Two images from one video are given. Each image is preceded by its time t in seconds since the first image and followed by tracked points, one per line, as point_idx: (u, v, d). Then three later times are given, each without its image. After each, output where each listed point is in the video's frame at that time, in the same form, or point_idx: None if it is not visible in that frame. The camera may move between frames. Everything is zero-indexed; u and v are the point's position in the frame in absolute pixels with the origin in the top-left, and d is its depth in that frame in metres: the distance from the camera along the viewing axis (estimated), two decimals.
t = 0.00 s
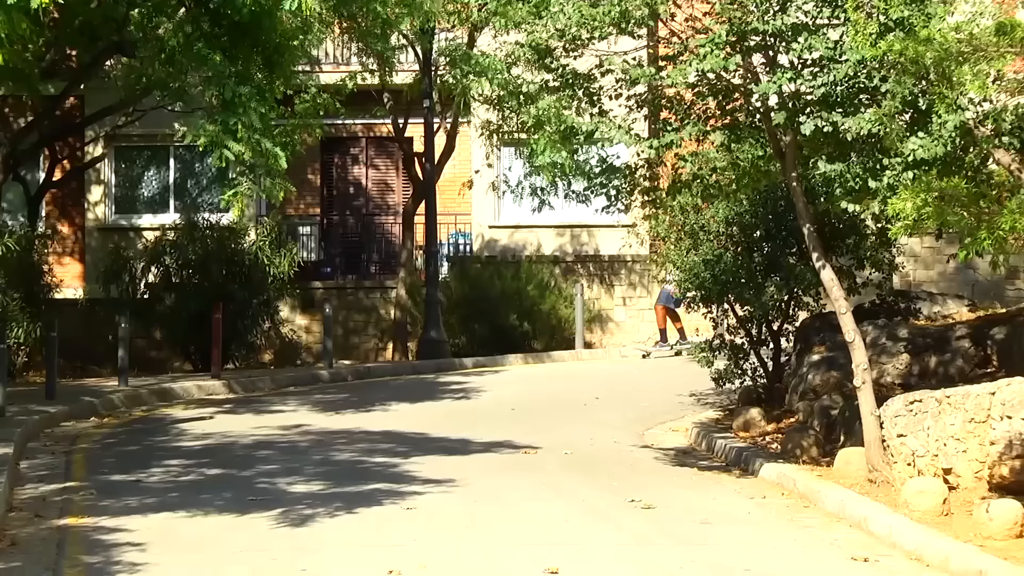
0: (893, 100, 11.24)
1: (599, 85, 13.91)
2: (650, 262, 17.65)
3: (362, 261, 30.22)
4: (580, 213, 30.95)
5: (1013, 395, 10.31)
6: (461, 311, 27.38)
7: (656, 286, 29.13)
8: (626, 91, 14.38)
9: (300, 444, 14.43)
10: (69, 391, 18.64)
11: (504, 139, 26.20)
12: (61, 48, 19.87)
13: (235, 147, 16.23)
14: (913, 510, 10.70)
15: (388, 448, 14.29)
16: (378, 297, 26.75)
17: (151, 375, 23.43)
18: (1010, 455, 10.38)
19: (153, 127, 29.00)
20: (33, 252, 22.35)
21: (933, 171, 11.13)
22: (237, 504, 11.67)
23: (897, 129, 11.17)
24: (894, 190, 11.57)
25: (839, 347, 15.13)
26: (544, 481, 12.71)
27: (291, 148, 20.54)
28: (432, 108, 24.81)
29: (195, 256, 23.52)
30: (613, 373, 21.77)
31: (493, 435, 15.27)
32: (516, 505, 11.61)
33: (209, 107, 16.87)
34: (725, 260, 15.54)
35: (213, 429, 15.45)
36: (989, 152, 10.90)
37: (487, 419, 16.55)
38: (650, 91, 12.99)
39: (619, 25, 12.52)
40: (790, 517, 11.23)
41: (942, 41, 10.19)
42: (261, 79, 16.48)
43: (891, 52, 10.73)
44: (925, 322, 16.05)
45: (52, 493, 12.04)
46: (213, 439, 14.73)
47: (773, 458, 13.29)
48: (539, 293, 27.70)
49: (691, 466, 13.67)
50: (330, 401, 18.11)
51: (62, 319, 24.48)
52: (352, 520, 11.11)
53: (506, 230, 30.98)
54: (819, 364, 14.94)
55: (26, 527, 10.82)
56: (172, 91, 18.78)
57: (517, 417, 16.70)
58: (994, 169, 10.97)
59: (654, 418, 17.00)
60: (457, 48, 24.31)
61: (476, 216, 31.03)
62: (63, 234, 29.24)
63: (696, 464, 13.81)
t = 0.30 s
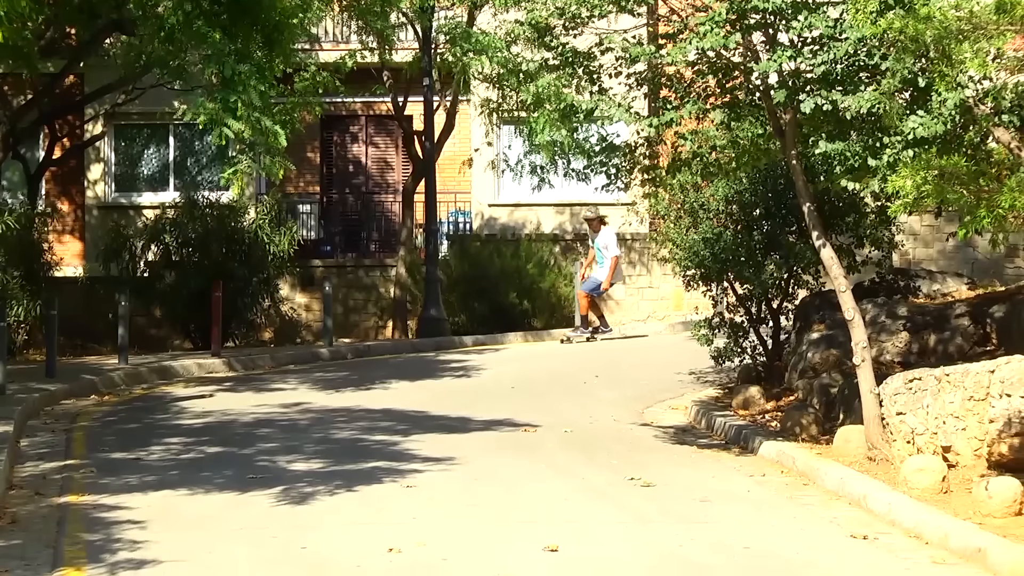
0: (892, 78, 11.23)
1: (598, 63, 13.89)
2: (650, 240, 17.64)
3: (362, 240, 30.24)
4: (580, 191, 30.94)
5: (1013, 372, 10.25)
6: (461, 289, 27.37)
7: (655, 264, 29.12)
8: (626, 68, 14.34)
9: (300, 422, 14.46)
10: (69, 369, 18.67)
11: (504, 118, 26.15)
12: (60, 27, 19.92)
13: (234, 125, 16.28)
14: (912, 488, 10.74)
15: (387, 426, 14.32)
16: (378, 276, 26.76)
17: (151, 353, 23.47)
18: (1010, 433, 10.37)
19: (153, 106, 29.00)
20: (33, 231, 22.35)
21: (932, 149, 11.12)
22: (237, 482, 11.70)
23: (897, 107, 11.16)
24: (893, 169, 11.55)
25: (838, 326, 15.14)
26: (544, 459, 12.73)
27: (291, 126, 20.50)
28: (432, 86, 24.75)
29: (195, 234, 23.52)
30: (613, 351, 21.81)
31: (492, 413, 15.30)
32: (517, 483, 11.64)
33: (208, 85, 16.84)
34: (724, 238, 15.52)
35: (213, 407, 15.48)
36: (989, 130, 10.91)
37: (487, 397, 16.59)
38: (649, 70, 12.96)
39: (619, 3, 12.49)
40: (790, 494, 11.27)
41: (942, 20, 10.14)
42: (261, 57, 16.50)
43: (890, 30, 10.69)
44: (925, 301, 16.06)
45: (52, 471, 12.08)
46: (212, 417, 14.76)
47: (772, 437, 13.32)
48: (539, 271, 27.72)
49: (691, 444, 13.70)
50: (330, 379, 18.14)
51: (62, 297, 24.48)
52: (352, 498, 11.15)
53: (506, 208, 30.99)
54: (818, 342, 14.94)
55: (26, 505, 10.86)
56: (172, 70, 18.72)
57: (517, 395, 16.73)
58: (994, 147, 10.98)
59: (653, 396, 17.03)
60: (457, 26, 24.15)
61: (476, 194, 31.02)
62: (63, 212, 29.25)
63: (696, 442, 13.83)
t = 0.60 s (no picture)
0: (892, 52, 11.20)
1: (598, 38, 13.85)
2: (650, 215, 17.61)
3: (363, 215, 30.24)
4: (580, 166, 30.92)
5: (1012, 347, 10.29)
6: (460, 264, 27.31)
7: (655, 240, 29.13)
8: (627, 43, 14.29)
9: (300, 397, 14.47)
10: (68, 344, 18.68)
11: (504, 93, 26.08)
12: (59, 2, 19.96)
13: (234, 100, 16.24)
14: (912, 462, 10.77)
15: (387, 401, 14.34)
16: (378, 251, 26.73)
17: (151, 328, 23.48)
18: (1010, 408, 10.40)
19: (153, 80, 28.96)
20: (33, 205, 22.32)
21: (933, 124, 11.10)
22: (236, 456, 11.73)
23: (897, 82, 11.14)
24: (894, 143, 11.53)
25: (838, 301, 15.14)
26: (544, 434, 12.75)
27: (291, 101, 20.43)
28: (432, 61, 24.67)
29: (195, 209, 23.50)
30: (613, 325, 21.83)
31: (492, 388, 15.33)
32: (517, 458, 11.67)
33: (208, 60, 16.79)
34: (724, 213, 15.51)
35: (213, 382, 15.50)
36: (989, 104, 10.89)
37: (487, 372, 16.62)
38: (649, 44, 12.91)
39: None
40: (789, 469, 11.30)
41: None
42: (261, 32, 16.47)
43: (890, 6, 10.65)
44: (925, 276, 16.07)
45: (52, 446, 12.10)
46: (212, 392, 14.78)
47: (772, 411, 13.33)
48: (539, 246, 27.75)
49: (690, 419, 13.72)
50: (329, 354, 18.16)
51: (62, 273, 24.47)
52: (352, 473, 11.18)
53: (506, 182, 30.96)
54: (818, 317, 14.93)
55: (25, 480, 10.89)
56: (171, 45, 18.65)
57: (517, 370, 16.77)
58: (994, 122, 10.97)
59: (653, 370, 17.06)
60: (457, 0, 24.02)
61: (476, 169, 30.97)
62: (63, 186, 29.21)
63: (696, 417, 13.84)
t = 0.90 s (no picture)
0: (893, 30, 11.17)
1: (597, 15, 13.82)
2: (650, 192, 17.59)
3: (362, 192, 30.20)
4: (580, 144, 30.89)
5: (1012, 324, 10.32)
6: (461, 242, 27.24)
7: (655, 218, 29.12)
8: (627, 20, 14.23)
9: (300, 375, 14.50)
10: (69, 321, 18.70)
11: (504, 70, 25.99)
12: None
13: (234, 77, 16.25)
14: (912, 440, 10.79)
15: (387, 379, 14.36)
16: (378, 228, 26.67)
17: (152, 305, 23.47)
18: (1010, 385, 10.41)
19: (152, 58, 28.83)
20: (34, 182, 22.33)
21: (933, 102, 11.09)
22: (237, 434, 11.75)
23: (897, 59, 11.11)
24: (894, 121, 11.52)
25: (838, 279, 15.14)
26: (544, 411, 12.78)
27: (291, 78, 20.38)
28: (432, 38, 24.58)
29: (194, 186, 23.48)
30: (613, 303, 21.85)
31: (493, 366, 15.35)
32: (518, 436, 11.70)
33: (208, 35, 16.76)
34: (724, 191, 15.50)
35: (213, 360, 15.53)
36: (989, 82, 10.87)
37: (487, 349, 16.63)
38: (650, 22, 12.88)
39: None
40: (789, 447, 11.33)
41: None
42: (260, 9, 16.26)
43: None
44: (925, 253, 16.06)
45: (52, 423, 12.13)
46: (213, 369, 14.81)
47: (772, 389, 13.35)
48: (539, 225, 27.82)
49: (690, 397, 13.74)
50: (330, 332, 18.18)
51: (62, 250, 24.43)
52: (352, 450, 11.20)
53: (506, 160, 30.94)
54: (818, 295, 14.94)
55: (26, 457, 10.92)
56: (171, 22, 18.59)
57: (517, 347, 16.79)
58: (994, 99, 10.98)
59: (653, 348, 17.08)
60: None
61: (476, 146, 30.93)
62: (63, 164, 29.30)
63: (695, 395, 13.87)
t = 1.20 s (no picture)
0: (894, 7, 11.12)
1: None
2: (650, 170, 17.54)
3: (362, 169, 30.39)
4: (581, 122, 30.83)
5: (1012, 302, 10.35)
6: (460, 221, 27.23)
7: (655, 195, 29.07)
8: None
9: (300, 353, 14.49)
10: (69, 299, 18.69)
11: (504, 48, 25.89)
12: None
13: (234, 55, 16.32)
14: (912, 418, 10.79)
15: (388, 357, 14.36)
16: (378, 207, 26.70)
17: (152, 283, 23.45)
18: (1010, 362, 10.45)
19: (152, 35, 28.74)
20: (33, 160, 22.29)
21: (933, 79, 11.07)
22: (237, 412, 11.76)
23: (898, 37, 11.08)
24: (894, 99, 11.52)
25: (838, 257, 15.12)
26: (544, 389, 12.78)
27: (291, 55, 20.30)
28: (432, 15, 24.48)
29: (195, 164, 23.45)
30: (614, 281, 21.84)
31: (493, 344, 15.35)
32: (518, 414, 11.70)
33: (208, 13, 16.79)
34: (725, 168, 15.49)
35: (214, 338, 15.52)
36: (990, 60, 10.83)
37: (487, 327, 16.63)
38: None
39: None
40: (790, 425, 11.33)
41: None
42: None
43: None
44: (926, 231, 16.03)
45: (52, 401, 12.14)
46: (213, 347, 14.81)
47: (773, 367, 13.34)
48: (539, 203, 27.75)
49: (690, 375, 13.74)
50: (330, 310, 18.16)
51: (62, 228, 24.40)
52: (352, 428, 11.21)
53: (506, 138, 30.89)
54: (818, 273, 14.93)
55: (26, 435, 10.92)
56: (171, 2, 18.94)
57: (517, 326, 16.78)
58: (994, 78, 10.93)
59: (653, 326, 17.08)
60: None
61: (476, 124, 30.88)
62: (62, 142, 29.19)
63: (696, 373, 13.86)
